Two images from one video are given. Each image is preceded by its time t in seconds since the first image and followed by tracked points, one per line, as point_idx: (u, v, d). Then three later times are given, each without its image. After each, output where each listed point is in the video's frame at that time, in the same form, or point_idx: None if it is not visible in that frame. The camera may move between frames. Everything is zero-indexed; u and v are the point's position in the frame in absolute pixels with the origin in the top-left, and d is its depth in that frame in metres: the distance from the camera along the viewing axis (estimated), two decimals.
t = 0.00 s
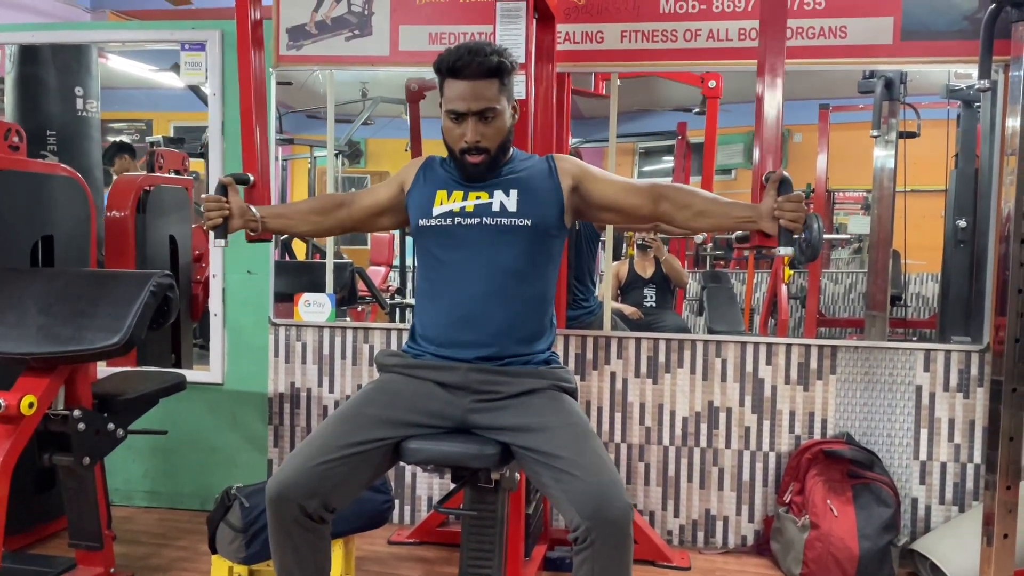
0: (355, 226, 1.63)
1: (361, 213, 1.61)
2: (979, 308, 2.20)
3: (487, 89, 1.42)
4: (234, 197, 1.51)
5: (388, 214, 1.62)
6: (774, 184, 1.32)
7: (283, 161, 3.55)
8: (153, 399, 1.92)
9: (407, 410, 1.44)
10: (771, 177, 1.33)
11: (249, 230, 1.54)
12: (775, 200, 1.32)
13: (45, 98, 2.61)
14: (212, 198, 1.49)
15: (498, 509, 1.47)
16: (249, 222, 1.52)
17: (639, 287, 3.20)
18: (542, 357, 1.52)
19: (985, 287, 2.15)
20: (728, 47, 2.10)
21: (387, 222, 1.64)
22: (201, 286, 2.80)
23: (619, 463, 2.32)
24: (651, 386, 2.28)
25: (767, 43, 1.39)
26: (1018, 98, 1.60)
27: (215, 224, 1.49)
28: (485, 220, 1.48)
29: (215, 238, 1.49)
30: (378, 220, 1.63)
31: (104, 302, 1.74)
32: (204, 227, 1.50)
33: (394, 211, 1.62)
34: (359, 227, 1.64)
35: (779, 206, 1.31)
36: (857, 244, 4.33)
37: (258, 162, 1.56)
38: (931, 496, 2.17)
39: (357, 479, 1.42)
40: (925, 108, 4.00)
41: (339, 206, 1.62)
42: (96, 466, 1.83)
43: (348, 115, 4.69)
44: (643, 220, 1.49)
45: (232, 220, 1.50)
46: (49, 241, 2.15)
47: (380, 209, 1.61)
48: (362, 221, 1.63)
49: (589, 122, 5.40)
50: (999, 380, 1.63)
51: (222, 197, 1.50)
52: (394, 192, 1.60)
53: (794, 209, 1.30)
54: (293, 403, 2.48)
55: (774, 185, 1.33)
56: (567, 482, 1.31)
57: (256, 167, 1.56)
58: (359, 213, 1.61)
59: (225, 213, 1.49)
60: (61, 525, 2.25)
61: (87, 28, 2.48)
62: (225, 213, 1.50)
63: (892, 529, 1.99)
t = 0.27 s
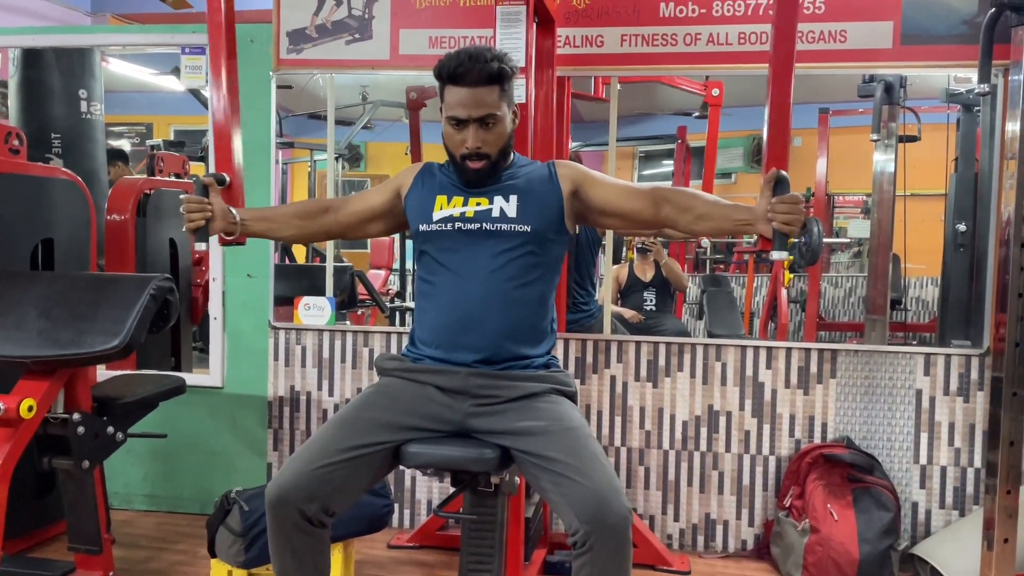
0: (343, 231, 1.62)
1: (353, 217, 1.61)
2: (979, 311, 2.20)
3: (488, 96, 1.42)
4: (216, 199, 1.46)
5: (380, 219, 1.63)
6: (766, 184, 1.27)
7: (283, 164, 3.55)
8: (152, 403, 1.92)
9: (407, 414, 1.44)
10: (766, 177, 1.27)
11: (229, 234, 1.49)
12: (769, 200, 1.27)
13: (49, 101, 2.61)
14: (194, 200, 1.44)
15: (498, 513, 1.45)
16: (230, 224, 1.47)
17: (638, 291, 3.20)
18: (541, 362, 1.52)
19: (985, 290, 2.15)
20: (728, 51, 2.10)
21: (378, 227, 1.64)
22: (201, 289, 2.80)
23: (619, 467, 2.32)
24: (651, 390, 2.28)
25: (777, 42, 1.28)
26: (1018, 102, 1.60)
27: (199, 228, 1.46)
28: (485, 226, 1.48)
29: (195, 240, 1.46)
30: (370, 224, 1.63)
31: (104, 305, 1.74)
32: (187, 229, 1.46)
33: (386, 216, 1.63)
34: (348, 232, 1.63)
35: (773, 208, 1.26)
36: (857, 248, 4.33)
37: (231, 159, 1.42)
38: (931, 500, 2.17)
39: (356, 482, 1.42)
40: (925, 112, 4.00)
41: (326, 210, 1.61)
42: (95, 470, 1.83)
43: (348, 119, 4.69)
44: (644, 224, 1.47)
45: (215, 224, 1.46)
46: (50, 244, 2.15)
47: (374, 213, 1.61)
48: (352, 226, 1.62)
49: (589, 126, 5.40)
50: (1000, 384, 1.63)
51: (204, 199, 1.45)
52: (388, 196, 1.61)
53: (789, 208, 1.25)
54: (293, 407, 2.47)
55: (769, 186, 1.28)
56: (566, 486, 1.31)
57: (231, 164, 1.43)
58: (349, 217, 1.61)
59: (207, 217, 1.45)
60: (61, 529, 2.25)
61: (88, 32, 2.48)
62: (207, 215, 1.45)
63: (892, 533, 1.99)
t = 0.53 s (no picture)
0: (337, 240, 1.61)
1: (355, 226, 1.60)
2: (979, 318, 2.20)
3: (492, 105, 1.43)
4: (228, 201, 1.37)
5: (380, 227, 1.63)
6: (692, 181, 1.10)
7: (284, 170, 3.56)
8: (153, 409, 1.92)
9: (409, 421, 1.45)
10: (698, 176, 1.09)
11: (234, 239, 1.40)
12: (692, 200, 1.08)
13: (53, 106, 2.62)
14: (209, 200, 1.34)
15: (498, 520, 1.45)
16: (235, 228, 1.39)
17: (638, 297, 3.20)
18: (542, 370, 1.53)
19: (985, 297, 2.15)
20: (729, 58, 2.11)
21: (375, 236, 1.64)
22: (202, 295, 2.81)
23: (619, 473, 2.32)
24: (652, 396, 2.28)
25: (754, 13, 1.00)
26: (1017, 111, 1.61)
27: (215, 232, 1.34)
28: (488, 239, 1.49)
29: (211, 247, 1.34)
30: (367, 233, 1.62)
31: (106, 311, 1.74)
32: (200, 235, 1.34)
33: (386, 223, 1.63)
34: (342, 242, 1.61)
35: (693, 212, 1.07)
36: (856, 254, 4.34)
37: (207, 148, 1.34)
38: (931, 507, 2.17)
39: (358, 489, 1.42)
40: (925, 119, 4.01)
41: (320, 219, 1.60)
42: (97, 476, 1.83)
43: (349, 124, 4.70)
44: (627, 234, 1.44)
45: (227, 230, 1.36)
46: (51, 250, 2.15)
47: (373, 220, 1.61)
48: (348, 235, 1.61)
49: (589, 131, 5.41)
50: (1000, 391, 1.64)
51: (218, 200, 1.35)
52: (388, 203, 1.61)
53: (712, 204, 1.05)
54: (294, 413, 2.47)
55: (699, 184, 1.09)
56: (568, 494, 1.31)
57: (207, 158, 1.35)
58: (345, 225, 1.60)
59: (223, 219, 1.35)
60: (61, 535, 2.24)
61: (92, 39, 2.49)
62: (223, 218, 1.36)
63: (892, 540, 1.99)
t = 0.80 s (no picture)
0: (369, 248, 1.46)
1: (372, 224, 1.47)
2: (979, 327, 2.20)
3: (496, 115, 1.41)
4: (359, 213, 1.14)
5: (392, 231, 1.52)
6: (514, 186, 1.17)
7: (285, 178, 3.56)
8: (153, 417, 1.91)
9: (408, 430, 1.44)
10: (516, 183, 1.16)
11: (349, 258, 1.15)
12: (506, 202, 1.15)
13: (53, 113, 2.64)
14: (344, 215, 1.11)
15: (498, 529, 1.44)
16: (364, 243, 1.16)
17: (638, 304, 3.20)
18: (542, 378, 1.54)
19: (985, 306, 2.15)
20: (728, 67, 2.11)
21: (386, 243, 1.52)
22: (202, 303, 2.81)
23: (619, 482, 2.32)
24: (652, 405, 2.28)
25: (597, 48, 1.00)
26: (1017, 120, 1.61)
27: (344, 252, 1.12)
28: (490, 246, 1.49)
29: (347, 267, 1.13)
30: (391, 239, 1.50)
31: (106, 319, 1.74)
32: (339, 255, 1.12)
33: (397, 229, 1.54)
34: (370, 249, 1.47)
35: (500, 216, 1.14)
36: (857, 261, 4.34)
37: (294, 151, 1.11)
38: (932, 516, 2.17)
39: (357, 498, 1.41)
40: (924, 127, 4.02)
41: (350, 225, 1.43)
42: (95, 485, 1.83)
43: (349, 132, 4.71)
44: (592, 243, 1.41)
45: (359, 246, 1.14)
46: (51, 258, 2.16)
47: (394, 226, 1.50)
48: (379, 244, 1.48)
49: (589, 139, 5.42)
50: (1000, 400, 1.63)
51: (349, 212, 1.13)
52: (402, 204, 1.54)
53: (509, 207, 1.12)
54: (294, 421, 2.47)
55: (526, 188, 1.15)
56: (566, 504, 1.31)
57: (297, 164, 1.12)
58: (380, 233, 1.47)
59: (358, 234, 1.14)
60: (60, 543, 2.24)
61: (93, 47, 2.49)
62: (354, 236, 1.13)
63: (893, 549, 1.98)
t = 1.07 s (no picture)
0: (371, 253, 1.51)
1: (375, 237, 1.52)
2: (980, 334, 2.20)
3: (494, 121, 1.42)
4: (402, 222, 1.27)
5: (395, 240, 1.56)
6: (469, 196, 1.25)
7: (285, 183, 3.57)
8: (152, 423, 1.91)
9: (409, 436, 1.44)
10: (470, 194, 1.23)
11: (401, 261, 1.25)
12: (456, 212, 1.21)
13: (49, 117, 2.64)
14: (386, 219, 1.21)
15: (499, 536, 1.42)
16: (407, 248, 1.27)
17: (639, 310, 3.20)
18: (543, 385, 1.53)
19: (985, 313, 2.15)
20: (728, 74, 2.11)
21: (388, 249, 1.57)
22: (203, 309, 2.82)
23: (620, 489, 2.32)
24: (653, 411, 2.28)
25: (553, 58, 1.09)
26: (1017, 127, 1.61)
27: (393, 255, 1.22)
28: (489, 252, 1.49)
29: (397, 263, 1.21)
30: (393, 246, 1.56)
31: (106, 326, 1.74)
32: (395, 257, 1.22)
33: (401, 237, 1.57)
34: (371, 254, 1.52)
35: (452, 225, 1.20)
36: (857, 267, 4.34)
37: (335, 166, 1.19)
38: (934, 523, 2.16)
39: (357, 506, 1.41)
40: (924, 133, 4.02)
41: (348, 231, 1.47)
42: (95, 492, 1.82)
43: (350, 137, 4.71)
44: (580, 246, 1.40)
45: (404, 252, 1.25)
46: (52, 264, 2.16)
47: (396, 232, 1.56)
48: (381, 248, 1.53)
49: (589, 144, 5.42)
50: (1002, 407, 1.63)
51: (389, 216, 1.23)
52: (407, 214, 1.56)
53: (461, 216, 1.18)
54: (294, 427, 2.46)
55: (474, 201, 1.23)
56: (566, 511, 1.31)
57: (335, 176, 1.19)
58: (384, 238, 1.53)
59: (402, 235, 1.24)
60: (60, 550, 2.24)
61: (94, 53, 2.50)
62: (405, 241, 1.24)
63: (894, 557, 1.98)
